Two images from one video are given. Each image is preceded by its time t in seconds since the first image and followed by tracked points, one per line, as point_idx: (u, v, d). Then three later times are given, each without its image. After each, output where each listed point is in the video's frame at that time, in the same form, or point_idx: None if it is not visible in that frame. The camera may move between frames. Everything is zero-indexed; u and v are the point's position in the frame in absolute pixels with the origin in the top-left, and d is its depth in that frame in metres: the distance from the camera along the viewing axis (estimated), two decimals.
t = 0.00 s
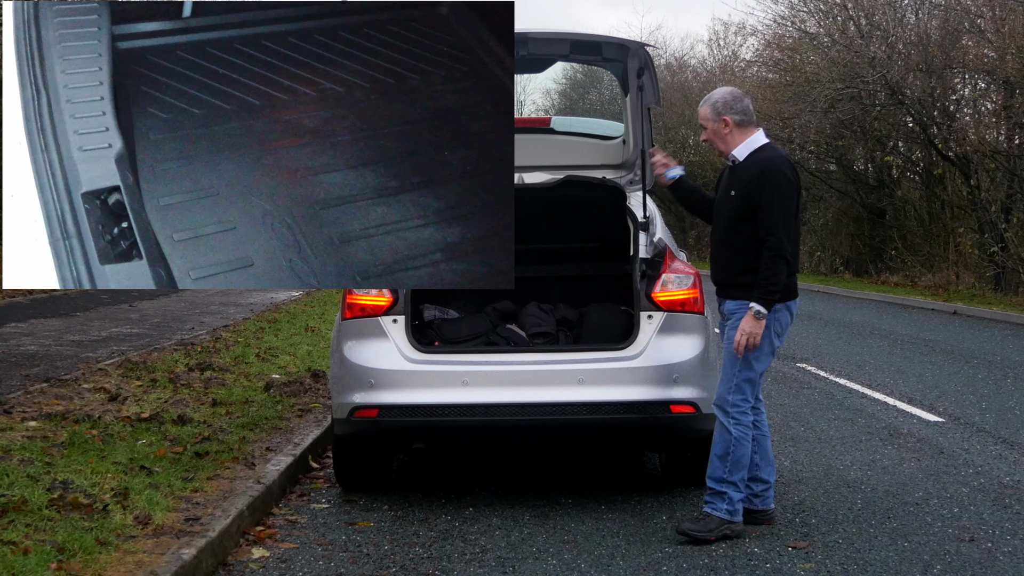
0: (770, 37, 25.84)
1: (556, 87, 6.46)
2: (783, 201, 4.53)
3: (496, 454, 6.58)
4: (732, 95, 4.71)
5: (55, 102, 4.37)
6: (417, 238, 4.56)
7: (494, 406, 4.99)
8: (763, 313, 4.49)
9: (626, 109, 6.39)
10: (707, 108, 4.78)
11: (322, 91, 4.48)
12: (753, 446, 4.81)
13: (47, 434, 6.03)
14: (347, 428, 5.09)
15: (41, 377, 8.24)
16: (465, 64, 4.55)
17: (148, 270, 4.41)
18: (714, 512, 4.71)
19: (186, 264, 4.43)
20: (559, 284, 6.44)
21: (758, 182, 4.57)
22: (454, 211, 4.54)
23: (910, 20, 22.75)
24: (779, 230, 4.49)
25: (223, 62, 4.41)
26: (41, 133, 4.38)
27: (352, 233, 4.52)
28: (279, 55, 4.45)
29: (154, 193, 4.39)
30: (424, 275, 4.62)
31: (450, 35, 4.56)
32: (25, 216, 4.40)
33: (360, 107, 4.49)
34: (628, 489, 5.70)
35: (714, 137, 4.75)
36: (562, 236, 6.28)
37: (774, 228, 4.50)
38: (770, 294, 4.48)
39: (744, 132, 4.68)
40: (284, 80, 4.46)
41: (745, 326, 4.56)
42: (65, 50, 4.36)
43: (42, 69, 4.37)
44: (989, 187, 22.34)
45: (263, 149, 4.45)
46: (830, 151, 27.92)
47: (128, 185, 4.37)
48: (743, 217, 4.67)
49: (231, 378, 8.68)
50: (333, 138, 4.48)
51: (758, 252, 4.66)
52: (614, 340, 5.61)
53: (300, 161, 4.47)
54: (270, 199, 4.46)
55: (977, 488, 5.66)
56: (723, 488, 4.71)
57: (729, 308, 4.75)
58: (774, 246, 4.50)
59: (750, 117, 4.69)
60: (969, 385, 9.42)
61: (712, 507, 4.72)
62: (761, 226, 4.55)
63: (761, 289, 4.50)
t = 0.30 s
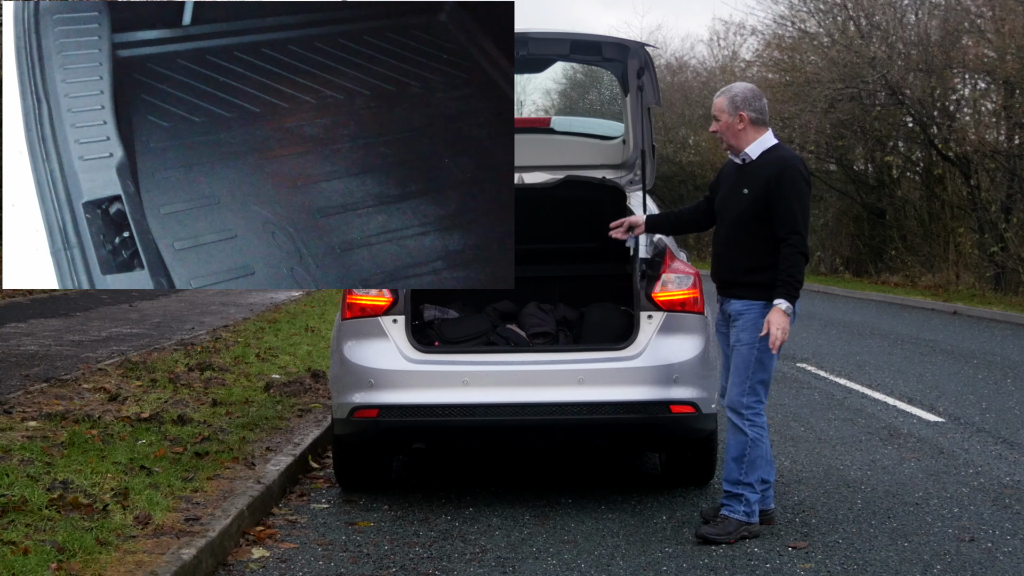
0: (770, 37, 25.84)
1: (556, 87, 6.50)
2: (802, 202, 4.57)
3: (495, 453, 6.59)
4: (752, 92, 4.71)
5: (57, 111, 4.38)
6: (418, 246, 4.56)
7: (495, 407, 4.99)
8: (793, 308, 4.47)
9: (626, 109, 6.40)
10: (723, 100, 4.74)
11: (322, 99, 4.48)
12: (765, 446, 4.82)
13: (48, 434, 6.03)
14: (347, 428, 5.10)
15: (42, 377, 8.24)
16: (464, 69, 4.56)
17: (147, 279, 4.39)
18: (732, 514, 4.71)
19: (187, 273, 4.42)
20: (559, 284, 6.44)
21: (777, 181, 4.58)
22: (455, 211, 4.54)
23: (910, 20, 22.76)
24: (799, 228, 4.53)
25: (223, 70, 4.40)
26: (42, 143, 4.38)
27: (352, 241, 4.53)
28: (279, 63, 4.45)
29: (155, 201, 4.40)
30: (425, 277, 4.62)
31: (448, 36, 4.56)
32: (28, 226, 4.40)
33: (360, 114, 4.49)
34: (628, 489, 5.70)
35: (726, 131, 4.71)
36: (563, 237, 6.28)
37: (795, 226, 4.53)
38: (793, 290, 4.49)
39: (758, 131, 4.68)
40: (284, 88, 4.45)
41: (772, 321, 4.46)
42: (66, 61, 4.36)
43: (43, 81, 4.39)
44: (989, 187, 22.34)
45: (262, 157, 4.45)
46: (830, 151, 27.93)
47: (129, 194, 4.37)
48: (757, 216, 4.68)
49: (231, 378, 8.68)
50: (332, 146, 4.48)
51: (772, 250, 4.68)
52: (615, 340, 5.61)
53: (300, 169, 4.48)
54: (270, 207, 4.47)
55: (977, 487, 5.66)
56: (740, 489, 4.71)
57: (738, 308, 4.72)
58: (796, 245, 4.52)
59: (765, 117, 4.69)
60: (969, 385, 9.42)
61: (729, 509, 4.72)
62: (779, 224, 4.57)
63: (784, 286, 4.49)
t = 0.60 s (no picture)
0: (770, 37, 25.85)
1: (556, 87, 6.52)
2: (813, 199, 4.60)
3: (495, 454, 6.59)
4: (753, 91, 4.69)
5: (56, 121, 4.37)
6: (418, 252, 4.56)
7: (495, 406, 4.99)
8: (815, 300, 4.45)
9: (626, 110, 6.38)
10: (723, 99, 4.72)
11: (322, 105, 4.48)
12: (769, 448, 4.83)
13: (48, 434, 6.03)
14: (347, 428, 5.10)
15: (42, 377, 8.24)
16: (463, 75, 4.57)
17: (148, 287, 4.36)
18: (733, 515, 4.70)
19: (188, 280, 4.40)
20: (560, 284, 6.44)
21: (788, 179, 4.59)
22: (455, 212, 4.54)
23: (910, 20, 22.77)
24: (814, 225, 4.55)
25: (223, 77, 4.40)
26: (42, 151, 4.35)
27: (352, 248, 4.53)
28: (279, 69, 4.45)
29: (155, 209, 4.37)
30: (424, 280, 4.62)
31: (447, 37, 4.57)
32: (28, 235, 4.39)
33: (360, 120, 4.48)
34: (628, 489, 5.70)
35: (728, 131, 4.70)
36: (563, 236, 6.28)
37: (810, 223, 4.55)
38: (812, 286, 4.49)
39: (760, 130, 4.68)
40: (284, 95, 4.46)
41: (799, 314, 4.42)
42: (66, 69, 4.34)
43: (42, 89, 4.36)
44: (989, 187, 22.34)
45: (262, 165, 4.45)
46: (830, 151, 27.94)
47: (130, 204, 4.34)
48: (765, 216, 4.67)
49: (232, 378, 8.68)
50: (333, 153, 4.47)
51: (780, 250, 4.68)
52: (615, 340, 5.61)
53: (300, 177, 4.47)
54: (270, 214, 4.46)
55: (977, 488, 5.66)
56: (742, 490, 4.70)
57: (748, 310, 4.72)
58: (812, 242, 4.54)
59: (766, 116, 4.69)
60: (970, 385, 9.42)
61: (731, 509, 4.71)
62: (792, 222, 4.58)
63: (803, 282, 4.49)
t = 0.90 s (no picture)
0: (770, 37, 25.86)
1: (557, 87, 6.54)
2: (815, 199, 4.60)
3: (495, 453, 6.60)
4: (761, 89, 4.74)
5: (55, 130, 4.40)
6: (417, 259, 4.56)
7: (495, 406, 4.99)
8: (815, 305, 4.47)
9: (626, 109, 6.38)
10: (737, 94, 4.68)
11: (320, 112, 4.47)
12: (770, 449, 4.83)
13: (48, 434, 6.03)
14: (347, 428, 5.10)
15: (42, 377, 8.24)
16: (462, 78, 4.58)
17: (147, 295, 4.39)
18: (734, 515, 4.70)
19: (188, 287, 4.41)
20: (560, 283, 6.43)
21: (790, 180, 4.60)
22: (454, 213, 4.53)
23: (910, 21, 22.77)
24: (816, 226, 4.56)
25: (222, 84, 4.40)
26: (42, 160, 4.40)
27: (352, 255, 4.53)
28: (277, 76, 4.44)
29: (154, 215, 4.38)
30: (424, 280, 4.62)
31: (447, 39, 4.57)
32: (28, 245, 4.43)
33: (359, 126, 4.48)
34: (628, 489, 5.70)
35: (744, 125, 4.65)
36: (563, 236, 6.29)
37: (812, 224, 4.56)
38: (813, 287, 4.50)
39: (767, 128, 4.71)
40: (283, 101, 4.44)
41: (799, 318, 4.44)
42: (65, 78, 4.37)
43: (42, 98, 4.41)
44: (990, 187, 22.33)
45: (261, 173, 4.43)
46: (830, 151, 27.94)
47: (129, 212, 4.36)
48: (768, 216, 4.67)
49: (231, 378, 8.68)
50: (332, 159, 4.47)
51: (782, 250, 4.68)
52: (615, 339, 5.61)
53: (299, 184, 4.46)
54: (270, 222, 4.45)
55: (978, 488, 5.66)
56: (743, 491, 4.72)
57: (752, 310, 4.70)
58: (813, 243, 4.55)
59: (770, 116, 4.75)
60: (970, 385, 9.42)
61: (732, 510, 4.71)
62: (794, 223, 4.59)
63: (804, 283, 4.50)
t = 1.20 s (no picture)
0: (770, 37, 25.87)
1: (556, 87, 6.53)
2: (816, 196, 4.61)
3: (495, 453, 6.59)
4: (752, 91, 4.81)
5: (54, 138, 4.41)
6: (416, 264, 4.56)
7: (495, 406, 4.99)
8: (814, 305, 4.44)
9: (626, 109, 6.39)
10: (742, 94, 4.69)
11: (319, 119, 4.48)
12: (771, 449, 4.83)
13: (48, 434, 6.03)
14: (347, 428, 5.10)
15: (42, 377, 8.24)
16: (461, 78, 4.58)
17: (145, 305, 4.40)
18: (734, 515, 4.71)
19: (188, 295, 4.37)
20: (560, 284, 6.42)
21: (791, 178, 4.61)
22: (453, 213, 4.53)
23: (910, 21, 22.79)
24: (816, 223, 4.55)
25: (222, 91, 4.40)
26: (42, 168, 4.41)
27: (352, 262, 4.53)
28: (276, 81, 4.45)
29: (154, 224, 4.36)
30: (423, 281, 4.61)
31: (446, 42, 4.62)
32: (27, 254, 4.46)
33: (358, 133, 4.49)
34: (628, 489, 5.70)
35: (752, 124, 4.66)
36: (564, 236, 6.29)
37: (813, 221, 4.55)
38: (813, 287, 4.47)
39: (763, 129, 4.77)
40: (281, 109, 4.44)
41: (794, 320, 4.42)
42: (63, 86, 4.37)
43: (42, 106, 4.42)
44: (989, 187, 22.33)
45: (260, 181, 4.42)
46: (830, 151, 27.94)
47: (128, 221, 4.35)
48: (769, 216, 4.67)
49: (232, 378, 8.69)
50: (331, 166, 4.46)
51: (783, 251, 4.67)
52: (615, 339, 5.61)
53: (298, 191, 4.45)
54: (270, 228, 4.43)
55: (978, 488, 5.65)
56: (744, 491, 4.73)
57: (755, 311, 4.69)
58: (813, 240, 4.54)
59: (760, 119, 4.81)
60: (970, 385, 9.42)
61: (732, 510, 4.72)
62: (795, 221, 4.60)
63: (804, 283, 4.46)
